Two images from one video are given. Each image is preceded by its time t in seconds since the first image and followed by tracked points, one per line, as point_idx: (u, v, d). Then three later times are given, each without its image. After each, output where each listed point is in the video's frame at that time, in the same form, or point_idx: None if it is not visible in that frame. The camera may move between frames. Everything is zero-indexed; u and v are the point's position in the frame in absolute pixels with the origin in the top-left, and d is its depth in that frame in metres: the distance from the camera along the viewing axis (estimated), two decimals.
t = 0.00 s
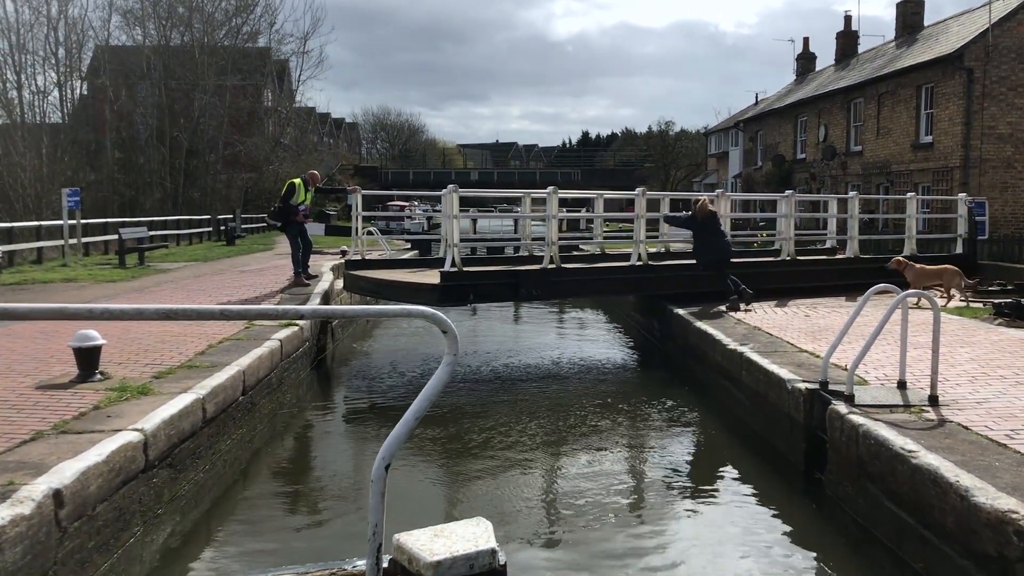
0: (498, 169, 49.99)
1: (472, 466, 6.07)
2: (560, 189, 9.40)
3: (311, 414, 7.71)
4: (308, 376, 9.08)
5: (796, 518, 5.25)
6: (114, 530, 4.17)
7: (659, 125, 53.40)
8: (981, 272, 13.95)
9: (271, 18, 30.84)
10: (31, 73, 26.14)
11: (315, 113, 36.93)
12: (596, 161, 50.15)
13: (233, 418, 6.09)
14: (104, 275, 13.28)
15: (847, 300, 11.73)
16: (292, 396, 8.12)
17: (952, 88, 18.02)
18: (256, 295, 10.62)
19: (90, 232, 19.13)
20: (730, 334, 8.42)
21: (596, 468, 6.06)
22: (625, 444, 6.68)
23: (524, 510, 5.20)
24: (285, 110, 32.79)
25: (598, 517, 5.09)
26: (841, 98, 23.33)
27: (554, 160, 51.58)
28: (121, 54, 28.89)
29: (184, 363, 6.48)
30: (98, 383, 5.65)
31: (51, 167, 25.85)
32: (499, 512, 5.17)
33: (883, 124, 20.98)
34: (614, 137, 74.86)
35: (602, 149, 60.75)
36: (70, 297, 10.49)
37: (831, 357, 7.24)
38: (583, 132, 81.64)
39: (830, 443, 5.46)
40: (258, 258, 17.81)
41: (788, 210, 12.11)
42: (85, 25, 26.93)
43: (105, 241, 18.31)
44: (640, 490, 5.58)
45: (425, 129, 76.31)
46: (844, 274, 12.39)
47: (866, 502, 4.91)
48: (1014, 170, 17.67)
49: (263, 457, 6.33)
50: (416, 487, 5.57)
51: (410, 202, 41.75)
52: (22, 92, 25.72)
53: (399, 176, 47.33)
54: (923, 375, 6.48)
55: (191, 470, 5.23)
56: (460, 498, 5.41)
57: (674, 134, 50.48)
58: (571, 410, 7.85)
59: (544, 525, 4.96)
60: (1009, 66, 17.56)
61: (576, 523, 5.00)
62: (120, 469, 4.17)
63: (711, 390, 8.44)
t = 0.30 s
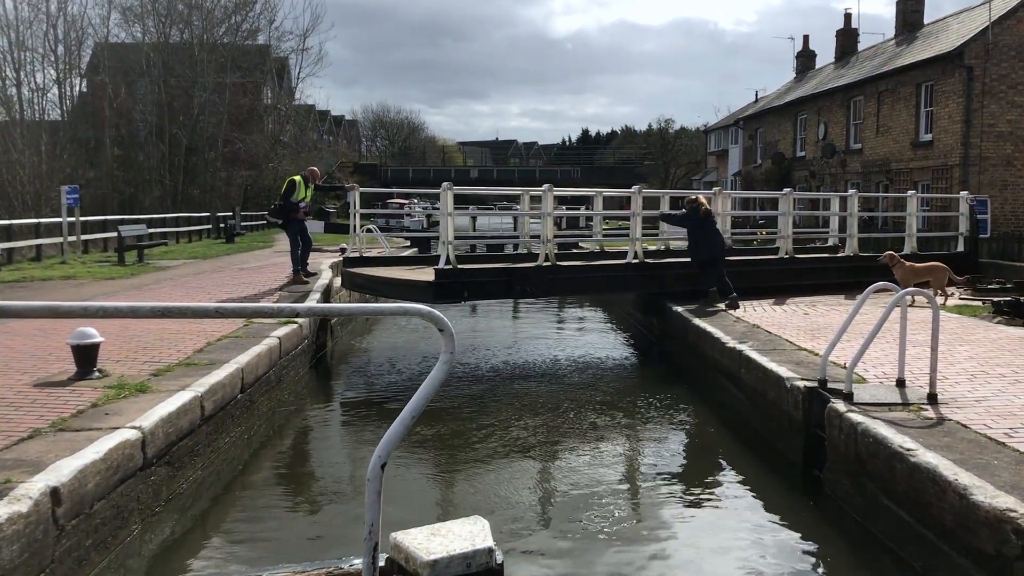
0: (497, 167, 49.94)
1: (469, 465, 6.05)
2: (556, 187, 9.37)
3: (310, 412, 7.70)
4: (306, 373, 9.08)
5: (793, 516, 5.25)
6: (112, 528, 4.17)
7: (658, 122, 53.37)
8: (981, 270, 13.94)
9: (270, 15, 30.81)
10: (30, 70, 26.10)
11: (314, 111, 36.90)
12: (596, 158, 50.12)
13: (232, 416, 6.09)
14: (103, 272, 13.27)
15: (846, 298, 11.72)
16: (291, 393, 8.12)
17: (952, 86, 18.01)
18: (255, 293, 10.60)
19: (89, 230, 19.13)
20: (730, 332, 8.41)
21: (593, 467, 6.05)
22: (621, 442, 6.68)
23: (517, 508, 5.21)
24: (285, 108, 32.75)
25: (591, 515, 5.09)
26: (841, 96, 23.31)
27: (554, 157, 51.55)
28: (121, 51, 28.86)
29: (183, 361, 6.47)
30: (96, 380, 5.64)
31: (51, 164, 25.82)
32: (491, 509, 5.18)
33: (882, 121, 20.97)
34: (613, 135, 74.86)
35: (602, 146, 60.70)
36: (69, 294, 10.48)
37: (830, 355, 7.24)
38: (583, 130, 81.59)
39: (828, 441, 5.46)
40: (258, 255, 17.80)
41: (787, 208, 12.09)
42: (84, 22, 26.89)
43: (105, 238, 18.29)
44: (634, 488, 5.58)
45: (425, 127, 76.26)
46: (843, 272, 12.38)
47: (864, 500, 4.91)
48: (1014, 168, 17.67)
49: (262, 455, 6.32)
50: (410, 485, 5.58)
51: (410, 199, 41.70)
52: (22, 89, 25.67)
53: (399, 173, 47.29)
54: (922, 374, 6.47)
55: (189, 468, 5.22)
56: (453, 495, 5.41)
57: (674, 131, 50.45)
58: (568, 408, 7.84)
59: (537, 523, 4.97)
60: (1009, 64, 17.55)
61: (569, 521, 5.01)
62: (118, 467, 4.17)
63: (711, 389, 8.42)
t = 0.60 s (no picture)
0: (496, 164, 49.86)
1: (464, 461, 6.04)
2: (551, 185, 9.34)
3: (308, 409, 7.70)
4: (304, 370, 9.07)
5: (790, 513, 5.26)
6: (109, 526, 4.16)
7: (657, 120, 53.36)
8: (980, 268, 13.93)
9: (268, 12, 30.73)
10: (28, 67, 26.03)
11: (313, 108, 36.82)
12: (595, 156, 50.12)
13: (229, 412, 6.08)
14: (101, 269, 13.25)
15: (844, 296, 11.73)
16: (289, 390, 8.11)
17: (950, 84, 18.01)
18: (253, 290, 10.58)
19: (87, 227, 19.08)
20: (728, 330, 8.41)
21: (588, 464, 6.04)
22: (615, 439, 6.69)
23: (510, 503, 5.23)
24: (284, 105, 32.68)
25: (585, 510, 5.11)
26: (839, 94, 23.30)
27: (553, 154, 51.56)
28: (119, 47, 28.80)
29: (180, 357, 6.46)
30: (93, 377, 5.63)
31: (49, 161, 25.78)
32: (484, 504, 5.20)
33: (881, 119, 20.96)
34: (612, 133, 74.83)
35: (601, 144, 60.65)
36: (67, 291, 10.47)
37: (828, 353, 7.24)
38: (581, 128, 81.56)
39: (826, 439, 5.46)
40: (256, 252, 17.77)
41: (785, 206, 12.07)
42: (82, 19, 26.82)
43: (102, 235, 18.25)
44: (628, 484, 5.60)
45: (424, 124, 76.19)
46: (841, 270, 12.37)
47: (862, 498, 4.91)
48: (1012, 166, 17.69)
49: (259, 453, 6.32)
50: (404, 481, 5.59)
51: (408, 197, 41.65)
52: (19, 86, 25.60)
53: (398, 170, 47.23)
54: (920, 372, 6.47)
55: (187, 465, 5.21)
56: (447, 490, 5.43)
57: (673, 129, 50.43)
58: (563, 405, 7.85)
59: (530, 519, 4.98)
60: (1008, 62, 17.57)
61: (561, 516, 5.02)
62: (114, 464, 4.16)
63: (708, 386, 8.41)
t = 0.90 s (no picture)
0: (495, 162, 49.83)
1: (458, 459, 6.03)
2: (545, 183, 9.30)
3: (305, 407, 7.69)
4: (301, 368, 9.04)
5: (786, 512, 5.26)
6: (104, 524, 4.15)
7: (655, 118, 53.33)
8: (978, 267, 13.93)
9: (266, 9, 30.65)
10: (25, 65, 25.96)
11: (311, 105, 36.74)
12: (594, 153, 50.13)
13: (226, 410, 6.08)
14: (98, 267, 13.22)
15: (842, 294, 11.74)
16: (286, 388, 8.09)
17: (948, 82, 18.01)
18: (250, 287, 10.57)
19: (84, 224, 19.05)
20: (725, 328, 8.41)
21: (583, 462, 6.04)
22: (611, 437, 6.68)
23: (504, 501, 5.22)
24: (281, 102, 32.63)
25: (579, 509, 5.11)
26: (838, 92, 23.29)
27: (551, 152, 51.52)
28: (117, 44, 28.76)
29: (177, 355, 6.45)
30: (89, 375, 5.62)
31: (46, 158, 25.73)
32: (478, 502, 5.20)
33: (879, 118, 20.96)
34: (610, 131, 74.85)
35: (600, 142, 60.63)
36: (63, 288, 10.45)
37: (826, 351, 7.25)
38: (580, 125, 81.50)
39: (823, 437, 5.47)
40: (254, 250, 17.75)
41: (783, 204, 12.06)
42: (80, 17, 26.75)
43: (99, 233, 18.22)
44: (623, 483, 5.59)
45: (422, 122, 76.09)
46: (839, 269, 12.38)
47: (859, 496, 4.91)
48: (1010, 165, 17.72)
49: (255, 451, 6.31)
50: (398, 480, 5.59)
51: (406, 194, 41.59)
52: (16, 83, 25.54)
53: (396, 168, 47.19)
54: (917, 370, 6.48)
55: (183, 464, 5.21)
56: (441, 489, 5.43)
57: (672, 128, 50.34)
58: (559, 403, 7.84)
59: (525, 517, 4.98)
60: (1006, 60, 17.57)
61: (556, 514, 5.02)
62: (110, 462, 4.15)
63: (706, 384, 8.41)
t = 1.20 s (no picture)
0: (494, 160, 49.79)
1: (452, 458, 6.02)
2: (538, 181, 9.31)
3: (303, 405, 7.68)
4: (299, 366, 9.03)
5: (783, 510, 5.26)
6: (101, 523, 4.14)
7: (654, 116, 53.31)
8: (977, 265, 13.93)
9: (265, 7, 30.62)
10: (24, 63, 25.92)
11: (309, 103, 36.70)
12: (593, 152, 50.14)
13: (223, 409, 6.07)
14: (96, 265, 13.20)
15: (840, 293, 11.74)
16: (284, 386, 8.09)
17: (947, 81, 17.99)
18: (249, 286, 10.55)
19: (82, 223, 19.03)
20: (724, 327, 8.41)
21: (580, 460, 6.03)
22: (608, 436, 6.66)
23: (498, 499, 5.22)
24: (280, 100, 32.58)
25: (574, 507, 5.10)
26: (837, 90, 23.29)
27: (551, 150, 51.49)
28: (115, 42, 28.73)
29: (174, 354, 6.45)
30: (86, 374, 5.61)
31: (44, 156, 25.71)
32: (473, 501, 5.19)
33: (878, 116, 20.96)
34: (609, 129, 74.87)
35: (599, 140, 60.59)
36: (61, 287, 10.43)
37: (824, 349, 7.26)
38: (579, 124, 81.44)
39: (820, 435, 5.47)
40: (252, 248, 17.72)
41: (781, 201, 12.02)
42: (78, 14, 26.72)
43: (97, 231, 18.19)
44: (619, 481, 5.59)
45: (421, 120, 76.03)
46: (838, 267, 12.36)
47: (856, 494, 4.92)
48: (1008, 163, 17.73)
49: (252, 449, 6.30)
50: (393, 478, 5.58)
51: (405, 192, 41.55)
52: (15, 81, 25.50)
53: (395, 166, 47.14)
54: (914, 368, 6.49)
55: (180, 462, 5.21)
56: (436, 487, 5.42)
57: (671, 126, 50.30)
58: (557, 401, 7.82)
59: (519, 515, 4.98)
60: (1004, 59, 17.58)
61: (550, 512, 5.02)
62: (106, 461, 4.14)
63: (704, 382, 8.39)
